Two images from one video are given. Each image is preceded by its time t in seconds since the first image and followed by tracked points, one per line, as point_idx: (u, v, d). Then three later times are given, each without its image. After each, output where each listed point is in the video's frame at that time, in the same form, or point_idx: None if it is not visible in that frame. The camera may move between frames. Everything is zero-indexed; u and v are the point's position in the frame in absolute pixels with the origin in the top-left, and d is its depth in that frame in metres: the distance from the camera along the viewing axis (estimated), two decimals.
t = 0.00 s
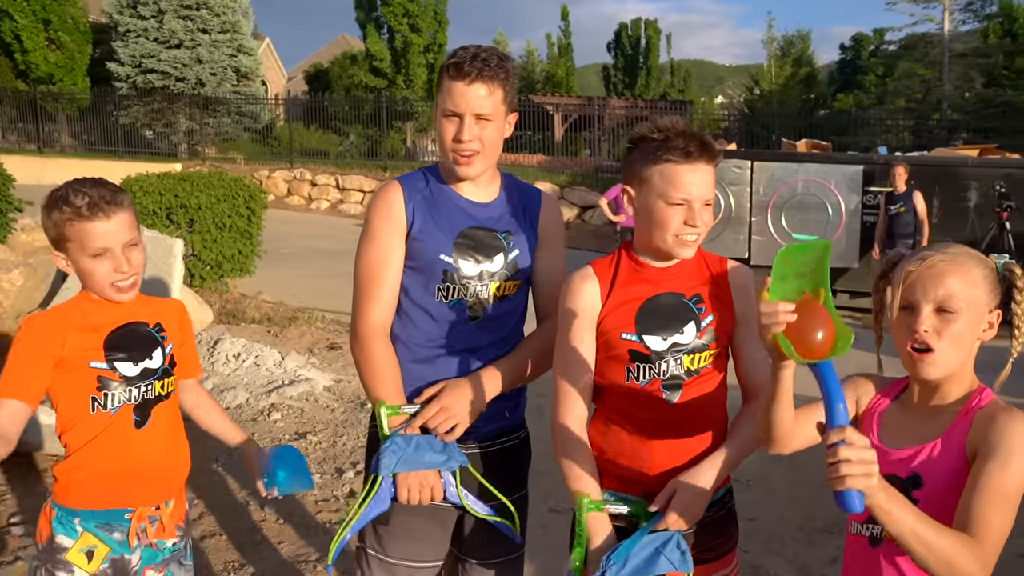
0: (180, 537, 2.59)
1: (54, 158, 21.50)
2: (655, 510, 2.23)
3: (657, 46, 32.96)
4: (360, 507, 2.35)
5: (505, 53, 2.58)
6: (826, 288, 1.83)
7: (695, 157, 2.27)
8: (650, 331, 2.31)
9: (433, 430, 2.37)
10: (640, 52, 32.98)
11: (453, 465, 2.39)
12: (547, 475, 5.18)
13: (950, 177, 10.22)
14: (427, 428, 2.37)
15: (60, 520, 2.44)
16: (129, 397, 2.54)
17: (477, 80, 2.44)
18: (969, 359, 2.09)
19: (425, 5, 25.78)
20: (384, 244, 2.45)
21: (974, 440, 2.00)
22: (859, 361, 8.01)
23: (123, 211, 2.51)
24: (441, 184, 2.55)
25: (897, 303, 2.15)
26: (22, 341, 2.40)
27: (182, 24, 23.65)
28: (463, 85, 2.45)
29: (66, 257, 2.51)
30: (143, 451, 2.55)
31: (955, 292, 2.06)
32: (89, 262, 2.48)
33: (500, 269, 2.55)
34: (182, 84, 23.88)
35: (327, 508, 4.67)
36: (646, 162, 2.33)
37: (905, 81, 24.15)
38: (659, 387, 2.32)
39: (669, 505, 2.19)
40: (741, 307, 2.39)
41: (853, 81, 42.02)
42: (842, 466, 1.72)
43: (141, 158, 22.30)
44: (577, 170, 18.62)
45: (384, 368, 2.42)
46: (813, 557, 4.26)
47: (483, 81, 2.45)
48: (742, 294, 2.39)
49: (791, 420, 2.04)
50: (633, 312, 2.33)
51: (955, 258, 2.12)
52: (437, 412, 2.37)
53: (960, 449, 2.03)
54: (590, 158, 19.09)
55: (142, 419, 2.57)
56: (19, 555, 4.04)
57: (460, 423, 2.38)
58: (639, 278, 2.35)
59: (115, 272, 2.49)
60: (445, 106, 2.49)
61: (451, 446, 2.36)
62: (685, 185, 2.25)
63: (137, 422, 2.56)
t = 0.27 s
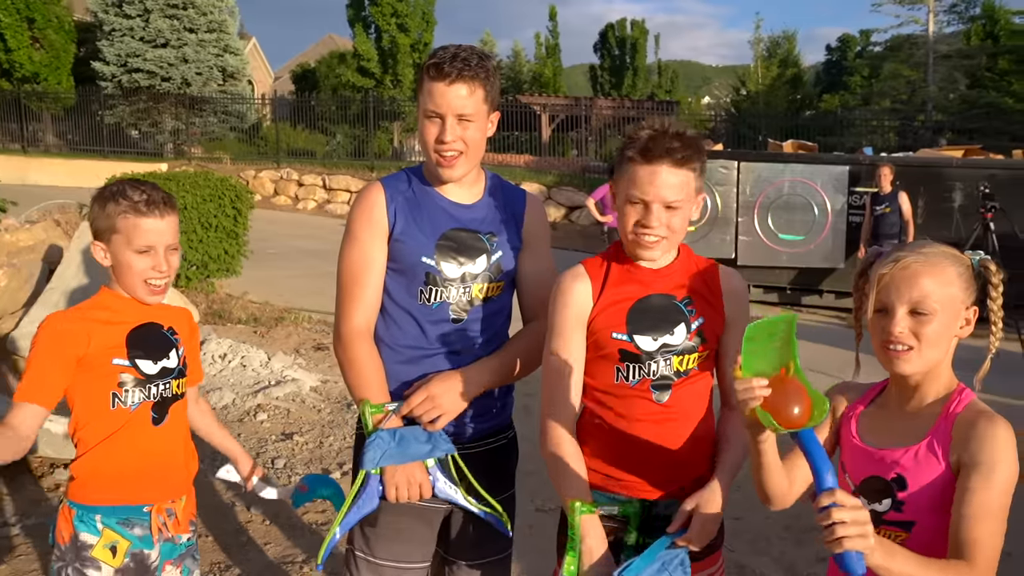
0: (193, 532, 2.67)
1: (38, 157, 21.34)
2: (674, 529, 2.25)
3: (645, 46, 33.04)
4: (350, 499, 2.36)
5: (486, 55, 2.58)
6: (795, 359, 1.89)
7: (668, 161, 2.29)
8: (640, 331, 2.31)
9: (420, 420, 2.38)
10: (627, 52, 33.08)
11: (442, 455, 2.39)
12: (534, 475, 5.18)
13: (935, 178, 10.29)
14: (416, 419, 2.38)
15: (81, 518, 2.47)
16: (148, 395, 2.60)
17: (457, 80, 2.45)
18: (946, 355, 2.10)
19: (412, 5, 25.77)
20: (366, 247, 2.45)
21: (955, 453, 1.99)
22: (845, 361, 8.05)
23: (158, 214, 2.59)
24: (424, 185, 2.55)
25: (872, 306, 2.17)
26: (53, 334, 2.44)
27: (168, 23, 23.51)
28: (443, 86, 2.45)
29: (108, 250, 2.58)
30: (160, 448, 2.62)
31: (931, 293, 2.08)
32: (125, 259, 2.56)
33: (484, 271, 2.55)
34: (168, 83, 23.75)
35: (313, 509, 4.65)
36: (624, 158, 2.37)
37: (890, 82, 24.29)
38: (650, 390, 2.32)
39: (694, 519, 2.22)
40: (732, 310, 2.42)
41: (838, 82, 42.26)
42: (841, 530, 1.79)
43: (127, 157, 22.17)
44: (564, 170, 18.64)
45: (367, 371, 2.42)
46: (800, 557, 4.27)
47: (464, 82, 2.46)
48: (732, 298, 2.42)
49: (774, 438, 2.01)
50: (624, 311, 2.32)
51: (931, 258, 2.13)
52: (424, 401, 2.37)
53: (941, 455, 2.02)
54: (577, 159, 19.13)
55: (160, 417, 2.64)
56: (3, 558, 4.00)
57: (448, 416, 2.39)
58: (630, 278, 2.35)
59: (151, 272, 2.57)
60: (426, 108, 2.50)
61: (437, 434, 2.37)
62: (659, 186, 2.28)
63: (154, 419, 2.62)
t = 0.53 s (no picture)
0: (199, 529, 2.62)
1: (39, 157, 21.37)
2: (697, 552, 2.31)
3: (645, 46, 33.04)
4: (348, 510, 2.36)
5: (486, 54, 2.57)
6: (799, 367, 2.09)
7: (667, 158, 2.27)
8: (652, 330, 2.30)
9: (418, 419, 2.38)
10: (628, 52, 33.08)
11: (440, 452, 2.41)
12: (534, 475, 5.18)
13: (937, 178, 10.28)
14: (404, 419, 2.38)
15: (94, 513, 2.40)
16: (159, 396, 2.51)
17: (456, 79, 2.45)
18: (933, 354, 2.10)
19: (413, 5, 25.78)
20: (366, 249, 2.45)
21: (960, 445, 1.99)
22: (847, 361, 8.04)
23: (184, 214, 2.54)
24: (424, 185, 2.55)
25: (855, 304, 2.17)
26: (73, 333, 2.35)
27: (169, 23, 23.52)
28: (442, 84, 2.45)
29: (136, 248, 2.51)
30: (169, 451, 2.53)
31: (917, 292, 2.08)
32: (152, 257, 2.50)
33: (483, 273, 2.54)
34: (169, 83, 23.76)
35: (314, 509, 4.65)
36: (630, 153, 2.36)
37: (892, 82, 24.28)
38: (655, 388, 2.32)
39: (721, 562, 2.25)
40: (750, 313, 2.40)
41: (839, 81, 42.25)
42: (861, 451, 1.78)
43: (128, 157, 22.19)
44: (565, 170, 18.65)
45: (367, 372, 2.41)
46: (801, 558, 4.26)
47: (463, 81, 2.46)
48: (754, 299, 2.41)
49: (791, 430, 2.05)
50: (635, 312, 2.31)
51: (914, 261, 2.12)
52: (423, 400, 2.36)
53: (942, 450, 2.02)
54: (578, 159, 19.12)
55: (170, 418, 2.56)
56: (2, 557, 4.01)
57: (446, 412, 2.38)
58: (643, 275, 2.32)
59: (178, 271, 2.53)
60: (426, 107, 2.50)
61: (435, 432, 2.38)
62: (658, 176, 2.26)
63: (166, 420, 2.54)
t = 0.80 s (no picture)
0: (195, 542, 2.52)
1: (43, 158, 21.41)
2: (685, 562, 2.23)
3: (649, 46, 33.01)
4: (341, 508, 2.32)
5: (492, 50, 2.58)
6: (820, 386, 2.10)
7: (668, 152, 2.29)
8: (644, 330, 2.29)
9: (418, 416, 2.37)
10: (632, 52, 33.05)
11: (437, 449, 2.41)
12: (537, 476, 5.17)
13: (942, 178, 10.25)
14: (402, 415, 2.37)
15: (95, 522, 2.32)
16: (156, 404, 2.45)
17: (460, 70, 2.45)
18: (931, 356, 2.08)
19: (418, 6, 25.78)
20: (369, 249, 2.44)
21: (968, 440, 1.96)
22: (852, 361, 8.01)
23: (176, 210, 2.45)
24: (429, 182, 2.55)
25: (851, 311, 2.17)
26: (69, 348, 2.25)
27: (173, 23, 23.55)
28: (448, 76, 2.46)
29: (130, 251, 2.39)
30: (168, 458, 2.49)
31: (912, 294, 2.06)
32: (146, 257, 2.40)
33: (485, 274, 2.54)
34: (174, 84, 23.80)
35: (318, 509, 4.65)
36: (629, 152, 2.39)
37: (896, 83, 24.24)
38: (649, 387, 2.31)
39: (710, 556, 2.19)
40: (750, 314, 2.35)
41: (843, 81, 42.18)
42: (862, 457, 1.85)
43: (132, 157, 22.23)
44: (568, 170, 18.66)
45: (367, 372, 2.40)
46: (806, 559, 4.25)
47: (470, 74, 2.46)
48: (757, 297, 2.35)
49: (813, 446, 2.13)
50: (628, 312, 2.29)
51: (911, 263, 2.10)
52: (428, 397, 2.36)
53: (952, 446, 1.99)
54: (582, 159, 19.11)
55: (168, 425, 2.51)
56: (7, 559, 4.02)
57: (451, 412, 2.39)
58: (638, 277, 2.32)
59: (174, 269, 2.44)
60: (433, 100, 2.50)
61: (432, 429, 2.39)
62: (659, 168, 2.27)
63: (164, 427, 2.49)
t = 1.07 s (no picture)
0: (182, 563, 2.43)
1: (39, 157, 21.37)
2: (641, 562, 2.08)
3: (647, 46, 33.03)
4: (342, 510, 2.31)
5: (492, 51, 2.57)
6: (813, 383, 2.13)
7: (635, 145, 2.23)
8: (617, 335, 2.22)
9: (418, 420, 2.37)
10: (629, 51, 33.05)
11: (437, 454, 2.39)
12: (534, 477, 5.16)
13: (939, 177, 10.26)
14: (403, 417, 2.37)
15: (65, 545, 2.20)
16: (128, 419, 2.34)
17: (472, 78, 2.43)
18: (922, 354, 2.08)
19: (415, 5, 25.76)
20: (362, 247, 2.43)
21: (962, 437, 1.94)
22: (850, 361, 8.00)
23: (140, 207, 2.35)
24: (425, 182, 2.53)
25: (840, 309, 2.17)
26: (26, 366, 2.15)
27: (170, 22, 23.50)
28: (458, 82, 2.43)
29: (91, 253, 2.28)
30: (145, 474, 2.38)
31: (905, 292, 2.06)
32: (109, 260, 2.29)
33: (481, 272, 2.53)
34: (170, 83, 23.75)
35: (316, 510, 4.63)
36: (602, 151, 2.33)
37: (893, 82, 24.29)
38: (623, 393, 2.23)
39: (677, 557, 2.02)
40: (729, 313, 2.22)
41: (840, 79, 42.23)
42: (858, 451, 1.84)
43: (129, 157, 22.19)
44: (566, 170, 18.68)
45: (362, 370, 2.40)
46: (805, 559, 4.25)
47: (474, 79, 2.44)
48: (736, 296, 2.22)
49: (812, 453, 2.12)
50: (600, 315, 2.24)
51: (900, 263, 2.10)
52: (429, 405, 2.36)
53: (946, 444, 1.96)
54: (580, 158, 19.10)
55: (146, 438, 2.40)
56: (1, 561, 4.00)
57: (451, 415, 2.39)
58: (612, 280, 2.27)
59: (140, 271, 2.33)
60: (439, 106, 2.46)
61: (433, 434, 2.37)
62: (630, 163, 2.21)
63: (141, 442, 2.38)
